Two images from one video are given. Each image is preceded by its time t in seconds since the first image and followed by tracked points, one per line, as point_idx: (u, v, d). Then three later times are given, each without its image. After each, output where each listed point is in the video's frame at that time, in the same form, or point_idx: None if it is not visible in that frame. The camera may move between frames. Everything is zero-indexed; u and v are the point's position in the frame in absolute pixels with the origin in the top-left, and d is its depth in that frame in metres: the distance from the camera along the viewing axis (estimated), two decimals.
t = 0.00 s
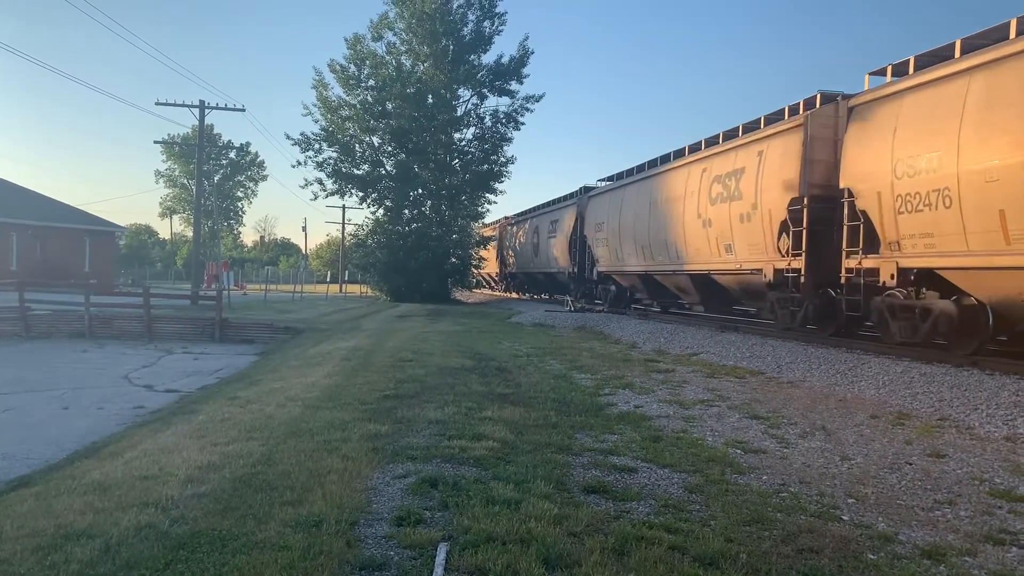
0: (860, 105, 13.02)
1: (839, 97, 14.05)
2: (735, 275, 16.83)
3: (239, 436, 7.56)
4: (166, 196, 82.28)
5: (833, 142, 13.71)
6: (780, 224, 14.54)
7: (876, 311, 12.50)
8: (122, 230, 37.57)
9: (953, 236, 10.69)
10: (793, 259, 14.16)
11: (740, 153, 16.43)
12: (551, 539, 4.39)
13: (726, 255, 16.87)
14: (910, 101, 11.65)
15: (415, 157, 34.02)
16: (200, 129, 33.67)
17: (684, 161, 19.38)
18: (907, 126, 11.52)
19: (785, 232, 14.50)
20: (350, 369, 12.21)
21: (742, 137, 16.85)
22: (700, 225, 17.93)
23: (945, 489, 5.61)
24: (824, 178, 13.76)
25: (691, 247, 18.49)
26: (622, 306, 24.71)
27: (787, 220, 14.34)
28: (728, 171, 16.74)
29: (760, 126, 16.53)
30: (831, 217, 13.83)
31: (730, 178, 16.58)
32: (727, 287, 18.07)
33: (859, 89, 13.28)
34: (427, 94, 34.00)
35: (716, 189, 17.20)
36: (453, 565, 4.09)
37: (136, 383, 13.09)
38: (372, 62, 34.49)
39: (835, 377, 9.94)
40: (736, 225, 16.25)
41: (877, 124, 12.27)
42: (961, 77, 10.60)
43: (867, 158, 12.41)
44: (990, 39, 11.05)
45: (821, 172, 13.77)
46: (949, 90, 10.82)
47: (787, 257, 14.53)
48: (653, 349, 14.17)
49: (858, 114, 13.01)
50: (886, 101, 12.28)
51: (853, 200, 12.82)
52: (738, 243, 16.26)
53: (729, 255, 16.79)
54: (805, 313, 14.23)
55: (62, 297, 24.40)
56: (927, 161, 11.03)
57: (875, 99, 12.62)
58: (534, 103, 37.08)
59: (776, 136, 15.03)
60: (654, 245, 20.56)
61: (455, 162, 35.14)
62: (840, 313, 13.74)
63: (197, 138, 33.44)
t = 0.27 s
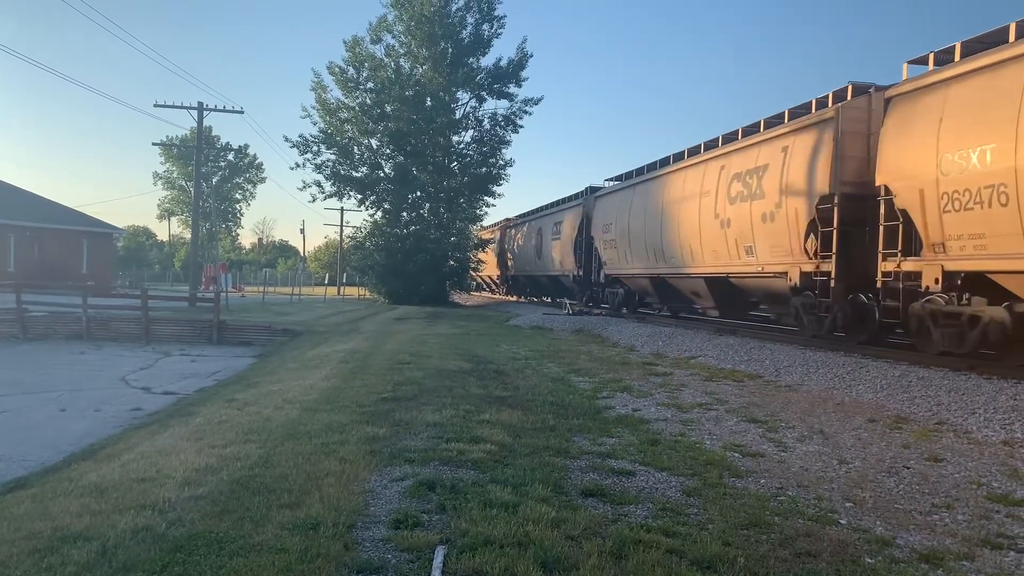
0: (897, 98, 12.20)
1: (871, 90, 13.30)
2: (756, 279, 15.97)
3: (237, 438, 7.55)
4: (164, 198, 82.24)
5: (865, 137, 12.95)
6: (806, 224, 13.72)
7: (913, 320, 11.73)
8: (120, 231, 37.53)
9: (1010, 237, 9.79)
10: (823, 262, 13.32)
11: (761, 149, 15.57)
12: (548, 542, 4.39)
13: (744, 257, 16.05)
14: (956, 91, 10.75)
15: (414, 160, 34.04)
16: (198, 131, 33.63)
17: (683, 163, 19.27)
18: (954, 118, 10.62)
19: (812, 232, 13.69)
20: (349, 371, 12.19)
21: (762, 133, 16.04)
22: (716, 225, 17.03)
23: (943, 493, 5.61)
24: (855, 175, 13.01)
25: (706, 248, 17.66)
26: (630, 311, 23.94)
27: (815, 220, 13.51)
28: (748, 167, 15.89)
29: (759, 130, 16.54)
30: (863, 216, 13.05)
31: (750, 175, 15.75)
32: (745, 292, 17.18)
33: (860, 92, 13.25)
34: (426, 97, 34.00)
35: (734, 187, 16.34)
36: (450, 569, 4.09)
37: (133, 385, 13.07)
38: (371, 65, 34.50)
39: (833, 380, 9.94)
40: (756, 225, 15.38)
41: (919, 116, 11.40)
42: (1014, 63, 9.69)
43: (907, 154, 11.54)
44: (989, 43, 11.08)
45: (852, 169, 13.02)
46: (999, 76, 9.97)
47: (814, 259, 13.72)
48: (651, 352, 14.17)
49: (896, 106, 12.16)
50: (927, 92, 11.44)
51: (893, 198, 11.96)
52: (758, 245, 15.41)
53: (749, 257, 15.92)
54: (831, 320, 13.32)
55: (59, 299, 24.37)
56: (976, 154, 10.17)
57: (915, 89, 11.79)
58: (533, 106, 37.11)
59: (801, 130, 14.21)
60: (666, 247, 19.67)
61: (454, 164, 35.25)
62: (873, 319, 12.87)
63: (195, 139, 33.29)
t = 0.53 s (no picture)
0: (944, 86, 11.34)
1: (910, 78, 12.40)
2: (782, 282, 15.05)
3: (235, 440, 7.54)
4: (163, 200, 82.23)
5: (903, 129, 12.08)
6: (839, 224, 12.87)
7: (959, 326, 10.73)
8: (119, 233, 37.50)
9: None
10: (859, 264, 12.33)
11: (788, 144, 14.67)
12: (547, 546, 4.38)
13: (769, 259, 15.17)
14: (1016, 76, 9.85)
15: (413, 162, 34.04)
16: (197, 133, 33.63)
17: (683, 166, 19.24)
18: (1015, 108, 9.76)
19: (846, 231, 12.81)
20: (347, 374, 12.19)
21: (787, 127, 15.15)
22: (738, 225, 16.13)
23: (942, 497, 5.61)
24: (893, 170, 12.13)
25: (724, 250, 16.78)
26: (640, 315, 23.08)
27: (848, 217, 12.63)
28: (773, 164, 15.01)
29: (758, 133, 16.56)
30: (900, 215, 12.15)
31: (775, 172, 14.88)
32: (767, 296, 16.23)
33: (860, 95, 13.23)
34: (425, 99, 34.01)
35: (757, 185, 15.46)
36: (449, 572, 4.08)
37: (132, 387, 13.06)
38: (371, 67, 34.50)
39: (832, 384, 9.94)
40: (783, 224, 14.49)
41: (970, 106, 10.57)
42: None
43: (956, 148, 10.70)
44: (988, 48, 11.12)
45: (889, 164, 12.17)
46: None
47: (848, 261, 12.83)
48: (650, 355, 14.16)
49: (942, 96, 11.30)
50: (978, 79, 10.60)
51: (939, 195, 11.11)
52: (785, 245, 14.52)
53: (773, 259, 15.05)
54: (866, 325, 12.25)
55: (58, 300, 24.34)
56: None
57: (966, 75, 10.87)
58: (533, 109, 37.12)
59: (834, 122, 13.31)
60: (682, 249, 18.75)
61: (453, 167, 35.17)
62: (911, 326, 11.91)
63: (194, 142, 33.28)
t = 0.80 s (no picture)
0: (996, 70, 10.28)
1: (954, 62, 11.26)
2: (809, 284, 13.93)
3: (234, 442, 7.53)
4: (162, 201, 82.23)
5: (946, 118, 10.97)
6: (874, 223, 11.75)
7: (1015, 334, 9.81)
8: (118, 234, 37.49)
9: None
10: (896, 265, 11.24)
11: (815, 136, 13.51)
12: (546, 547, 4.37)
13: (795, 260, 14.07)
14: None
15: (412, 163, 34.04)
16: (196, 134, 33.60)
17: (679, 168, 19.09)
18: None
19: (881, 229, 11.69)
20: (346, 375, 12.18)
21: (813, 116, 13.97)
22: (760, 223, 15.01)
23: (941, 498, 5.61)
24: (935, 162, 11.00)
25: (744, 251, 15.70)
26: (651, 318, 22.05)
27: (885, 214, 11.52)
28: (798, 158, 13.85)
29: (756, 135, 16.55)
30: (942, 211, 11.06)
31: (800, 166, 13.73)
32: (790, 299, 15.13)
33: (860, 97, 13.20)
34: (424, 101, 33.99)
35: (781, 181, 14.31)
36: (448, 573, 4.07)
37: (130, 388, 13.06)
38: (370, 68, 34.49)
39: (831, 385, 9.94)
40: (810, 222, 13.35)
41: None
42: None
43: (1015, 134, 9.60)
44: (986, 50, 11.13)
45: (931, 157, 11.01)
46: None
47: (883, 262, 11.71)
48: (649, 357, 14.15)
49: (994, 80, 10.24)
50: None
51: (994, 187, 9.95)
52: (812, 245, 13.40)
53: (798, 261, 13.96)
54: (906, 331, 11.20)
55: (56, 301, 24.33)
56: None
57: (1022, 59, 9.77)
58: (532, 110, 37.12)
59: (867, 112, 12.16)
60: (697, 249, 17.64)
61: (452, 168, 35.13)
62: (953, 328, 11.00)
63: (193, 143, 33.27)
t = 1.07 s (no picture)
0: None
1: (1006, 44, 10.44)
2: (839, 283, 13.13)
3: (233, 442, 7.52)
4: (161, 201, 82.22)
5: (998, 104, 10.19)
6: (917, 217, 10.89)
7: None
8: (117, 234, 37.47)
9: None
10: (941, 263, 10.36)
11: (847, 125, 12.66)
12: (545, 547, 4.37)
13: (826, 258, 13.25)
14: None
15: (411, 163, 34.04)
16: (195, 134, 33.56)
17: (686, 163, 18.78)
18: None
19: (923, 224, 10.85)
20: (345, 375, 12.17)
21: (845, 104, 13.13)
22: (786, 219, 14.20)
23: (940, 497, 5.61)
24: (985, 152, 10.14)
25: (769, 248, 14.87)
26: (663, 320, 21.31)
27: (930, 208, 10.66)
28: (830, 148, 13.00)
29: (756, 134, 16.55)
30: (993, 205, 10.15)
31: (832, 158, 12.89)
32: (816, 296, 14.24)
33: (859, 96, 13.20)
34: (423, 100, 33.99)
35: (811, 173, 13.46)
36: (448, 573, 4.07)
37: (129, 388, 13.05)
38: (368, 68, 34.46)
39: (830, 385, 9.94)
40: (844, 218, 12.52)
41: None
42: None
43: None
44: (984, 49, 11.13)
45: (981, 145, 10.16)
46: None
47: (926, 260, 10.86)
48: (648, 356, 14.15)
49: None
50: None
51: None
52: (845, 241, 12.60)
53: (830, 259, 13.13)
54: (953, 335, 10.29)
55: (55, 301, 24.32)
56: None
57: None
58: (530, 109, 37.13)
59: (907, 97, 11.27)
60: (716, 247, 16.83)
61: (451, 168, 35.13)
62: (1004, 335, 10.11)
63: (192, 143, 33.25)
